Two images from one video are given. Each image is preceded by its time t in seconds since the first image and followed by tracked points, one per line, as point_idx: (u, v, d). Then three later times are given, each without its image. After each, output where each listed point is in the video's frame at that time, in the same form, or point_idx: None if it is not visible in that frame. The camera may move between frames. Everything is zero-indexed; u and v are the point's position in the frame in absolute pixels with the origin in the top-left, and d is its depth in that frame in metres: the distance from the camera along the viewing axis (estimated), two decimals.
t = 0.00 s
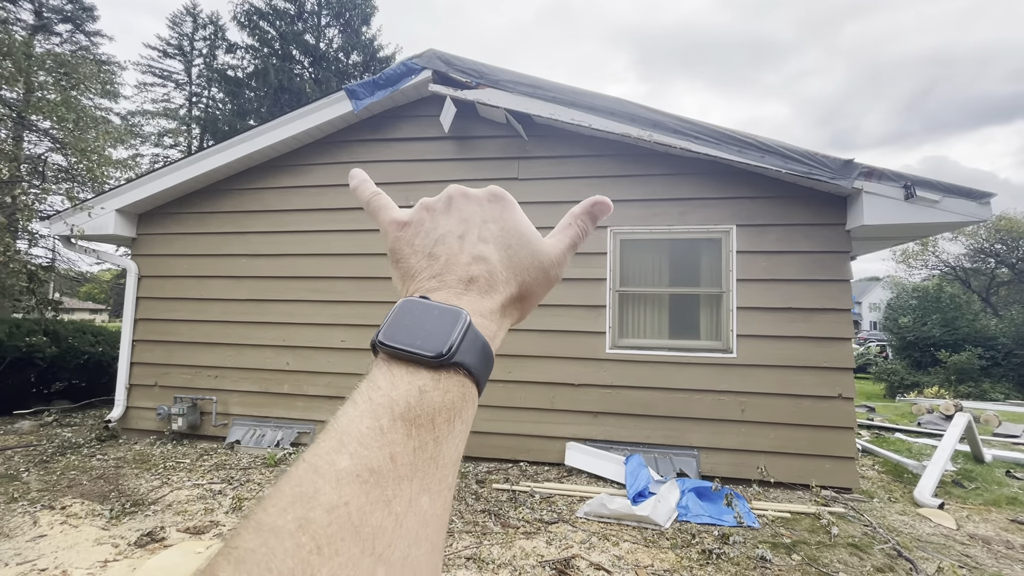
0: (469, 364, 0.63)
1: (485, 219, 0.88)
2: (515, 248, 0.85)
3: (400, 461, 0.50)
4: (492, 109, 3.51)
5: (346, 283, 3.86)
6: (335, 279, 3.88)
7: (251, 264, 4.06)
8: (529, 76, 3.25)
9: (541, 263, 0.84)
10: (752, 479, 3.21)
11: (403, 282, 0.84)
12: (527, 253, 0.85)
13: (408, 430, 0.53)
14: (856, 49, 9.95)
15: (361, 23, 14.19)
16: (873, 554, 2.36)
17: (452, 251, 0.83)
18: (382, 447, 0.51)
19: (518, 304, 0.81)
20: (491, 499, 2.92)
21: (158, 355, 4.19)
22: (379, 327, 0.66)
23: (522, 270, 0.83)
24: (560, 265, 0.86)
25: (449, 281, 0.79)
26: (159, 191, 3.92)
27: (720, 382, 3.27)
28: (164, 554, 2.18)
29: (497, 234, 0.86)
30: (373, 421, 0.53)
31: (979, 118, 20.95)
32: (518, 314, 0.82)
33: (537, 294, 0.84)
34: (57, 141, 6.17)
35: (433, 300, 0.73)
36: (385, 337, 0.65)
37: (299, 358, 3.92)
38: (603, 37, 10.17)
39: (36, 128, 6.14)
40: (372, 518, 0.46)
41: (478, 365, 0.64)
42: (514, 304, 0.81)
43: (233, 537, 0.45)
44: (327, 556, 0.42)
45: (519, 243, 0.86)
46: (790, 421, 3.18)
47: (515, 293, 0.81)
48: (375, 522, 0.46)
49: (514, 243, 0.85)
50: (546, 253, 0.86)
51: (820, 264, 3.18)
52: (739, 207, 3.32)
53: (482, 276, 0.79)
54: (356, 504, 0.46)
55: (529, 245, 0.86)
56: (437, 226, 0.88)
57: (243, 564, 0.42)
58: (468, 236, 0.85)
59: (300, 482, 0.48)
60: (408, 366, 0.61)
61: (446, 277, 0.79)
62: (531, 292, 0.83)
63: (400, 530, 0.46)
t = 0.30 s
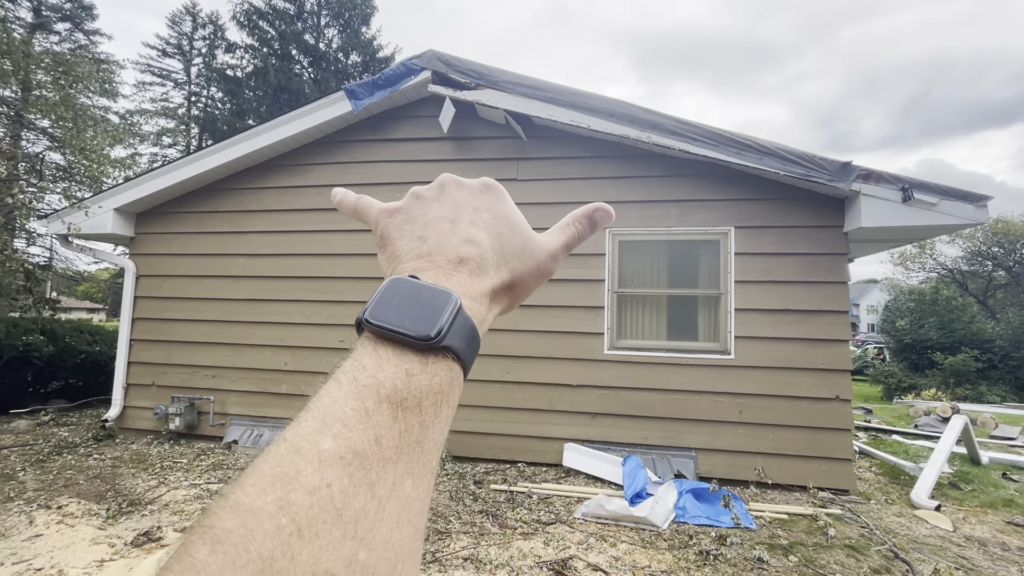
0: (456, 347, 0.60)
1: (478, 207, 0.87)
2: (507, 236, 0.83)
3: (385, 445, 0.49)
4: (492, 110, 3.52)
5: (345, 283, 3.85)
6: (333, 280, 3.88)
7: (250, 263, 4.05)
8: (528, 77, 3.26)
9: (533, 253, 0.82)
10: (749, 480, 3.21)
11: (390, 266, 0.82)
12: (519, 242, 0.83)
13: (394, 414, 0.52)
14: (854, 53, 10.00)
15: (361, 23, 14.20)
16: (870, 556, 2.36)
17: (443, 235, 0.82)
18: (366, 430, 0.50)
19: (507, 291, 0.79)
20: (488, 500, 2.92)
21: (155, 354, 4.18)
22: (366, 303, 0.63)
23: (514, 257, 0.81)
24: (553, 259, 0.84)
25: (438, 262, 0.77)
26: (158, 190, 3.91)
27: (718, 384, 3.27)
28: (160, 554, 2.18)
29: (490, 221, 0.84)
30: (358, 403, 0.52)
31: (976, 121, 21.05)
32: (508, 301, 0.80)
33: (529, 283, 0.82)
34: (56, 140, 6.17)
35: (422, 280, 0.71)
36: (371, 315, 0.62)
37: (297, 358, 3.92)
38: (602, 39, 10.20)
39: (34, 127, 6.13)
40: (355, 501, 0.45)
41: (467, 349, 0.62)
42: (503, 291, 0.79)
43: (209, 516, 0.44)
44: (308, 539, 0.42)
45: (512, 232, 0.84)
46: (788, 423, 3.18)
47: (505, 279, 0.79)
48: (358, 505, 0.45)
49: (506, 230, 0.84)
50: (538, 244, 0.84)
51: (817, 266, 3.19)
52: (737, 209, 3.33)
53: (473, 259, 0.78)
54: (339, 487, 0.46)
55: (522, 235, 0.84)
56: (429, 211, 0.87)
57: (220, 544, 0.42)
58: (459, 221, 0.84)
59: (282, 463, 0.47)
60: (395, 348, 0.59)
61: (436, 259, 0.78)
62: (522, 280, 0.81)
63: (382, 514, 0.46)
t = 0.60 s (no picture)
0: (448, 338, 0.61)
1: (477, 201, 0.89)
2: (505, 231, 0.85)
3: (371, 437, 0.49)
4: (491, 110, 3.52)
5: (344, 282, 3.86)
6: (333, 279, 3.88)
7: (249, 262, 4.05)
8: (529, 77, 3.25)
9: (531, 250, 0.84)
10: (747, 480, 3.22)
11: (383, 249, 0.81)
12: (517, 239, 0.85)
13: (382, 406, 0.52)
14: (854, 55, 10.01)
15: (361, 22, 14.20)
16: (867, 556, 2.37)
17: (441, 224, 0.82)
18: (353, 422, 0.50)
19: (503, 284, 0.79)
20: (487, 499, 2.93)
21: (154, 353, 4.18)
22: (358, 287, 0.63)
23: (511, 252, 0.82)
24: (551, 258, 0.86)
25: (433, 248, 0.77)
26: (157, 188, 3.91)
27: (717, 384, 3.28)
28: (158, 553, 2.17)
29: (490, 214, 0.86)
30: (345, 394, 0.52)
31: (976, 122, 21.07)
32: (502, 295, 0.81)
33: (525, 278, 0.83)
34: (55, 138, 6.17)
35: (418, 266, 0.70)
36: (362, 300, 0.62)
37: (296, 357, 3.92)
38: (601, 39, 10.20)
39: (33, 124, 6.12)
40: (338, 494, 0.45)
41: (458, 341, 0.62)
42: (499, 284, 0.79)
43: (182, 505, 0.43)
44: (287, 534, 0.42)
45: (511, 227, 0.86)
46: (786, 423, 3.19)
47: (502, 272, 0.79)
48: (341, 499, 0.45)
49: (504, 225, 0.85)
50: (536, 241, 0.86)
51: (816, 267, 3.19)
52: (736, 209, 3.33)
53: (470, 248, 0.78)
54: (321, 480, 0.45)
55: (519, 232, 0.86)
56: (427, 201, 0.88)
57: (195, 536, 0.41)
58: (458, 212, 0.85)
59: (263, 452, 0.46)
60: (385, 337, 0.59)
61: (432, 246, 0.78)
62: (518, 275, 0.82)
63: (364, 508, 0.46)
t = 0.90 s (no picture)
0: (440, 314, 0.61)
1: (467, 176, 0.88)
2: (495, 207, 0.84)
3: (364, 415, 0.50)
4: (492, 108, 3.52)
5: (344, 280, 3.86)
6: (333, 276, 3.89)
7: (249, 260, 4.06)
8: (529, 75, 3.26)
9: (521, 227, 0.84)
10: (745, 478, 3.23)
11: (374, 229, 0.81)
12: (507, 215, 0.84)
13: (375, 383, 0.52)
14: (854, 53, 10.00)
15: (361, 19, 14.18)
16: (864, 554, 2.38)
17: (431, 200, 0.82)
18: (344, 399, 0.50)
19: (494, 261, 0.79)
20: (486, 496, 2.94)
21: (154, 350, 4.19)
22: (347, 265, 0.63)
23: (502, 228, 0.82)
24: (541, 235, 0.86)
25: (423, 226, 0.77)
26: (158, 185, 3.91)
27: (716, 383, 3.29)
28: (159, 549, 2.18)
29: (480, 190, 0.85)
30: (337, 371, 0.52)
31: (977, 121, 21.06)
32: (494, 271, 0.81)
33: (515, 253, 0.83)
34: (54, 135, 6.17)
35: (408, 245, 0.70)
36: (352, 279, 0.62)
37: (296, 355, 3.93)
38: (602, 38, 10.20)
39: (32, 121, 6.12)
40: (332, 470, 0.46)
41: (450, 319, 0.63)
42: (491, 261, 0.79)
43: (174, 484, 0.44)
44: (281, 510, 0.42)
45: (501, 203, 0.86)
46: (785, 422, 3.20)
47: (493, 250, 0.79)
48: (334, 475, 0.46)
49: (496, 202, 0.85)
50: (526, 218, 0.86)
51: (815, 266, 3.20)
52: (736, 208, 3.34)
53: (462, 224, 0.78)
54: (314, 457, 0.46)
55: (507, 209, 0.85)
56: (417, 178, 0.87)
57: (187, 514, 0.41)
58: (450, 189, 0.84)
59: (255, 431, 0.46)
60: (377, 315, 0.59)
61: (422, 223, 0.77)
62: (510, 253, 0.82)
63: (358, 484, 0.47)
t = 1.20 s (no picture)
0: (457, 373, 0.60)
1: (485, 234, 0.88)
2: (510, 262, 0.83)
3: (384, 478, 0.49)
4: (492, 106, 3.51)
5: (344, 278, 3.87)
6: (334, 274, 3.89)
7: (249, 257, 4.06)
8: (530, 73, 3.25)
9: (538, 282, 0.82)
10: (745, 476, 3.24)
11: (393, 285, 0.80)
12: (521, 269, 0.83)
13: (394, 445, 0.52)
14: (854, 52, 10.00)
15: (361, 16, 14.17)
16: (862, 551, 2.40)
17: (450, 257, 0.82)
18: (365, 463, 0.49)
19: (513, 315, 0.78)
20: (486, 494, 2.95)
21: (155, 347, 4.19)
22: (369, 324, 0.62)
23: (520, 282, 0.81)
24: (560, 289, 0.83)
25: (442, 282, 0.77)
26: (159, 183, 3.91)
27: (715, 381, 3.30)
28: (162, 545, 2.19)
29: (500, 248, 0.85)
30: (357, 434, 0.52)
31: (977, 120, 21.06)
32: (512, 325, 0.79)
33: (531, 309, 0.81)
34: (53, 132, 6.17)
35: (427, 303, 0.69)
36: (373, 338, 0.61)
37: (297, 352, 3.93)
38: (602, 35, 10.19)
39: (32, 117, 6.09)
40: (353, 539, 0.46)
41: (467, 376, 0.61)
42: (508, 316, 0.78)
43: (203, 553, 0.45)
44: None
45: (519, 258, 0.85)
46: (784, 420, 3.21)
47: (508, 305, 0.77)
48: (355, 544, 0.46)
49: (510, 257, 0.84)
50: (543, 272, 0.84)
51: (815, 265, 3.21)
52: (736, 206, 3.34)
53: (478, 280, 0.78)
54: (336, 525, 0.46)
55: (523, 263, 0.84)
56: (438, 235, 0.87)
57: None
58: (465, 245, 0.84)
59: (280, 498, 0.47)
60: (396, 375, 0.58)
61: (440, 280, 0.77)
62: (526, 307, 0.80)
63: (379, 553, 0.47)
